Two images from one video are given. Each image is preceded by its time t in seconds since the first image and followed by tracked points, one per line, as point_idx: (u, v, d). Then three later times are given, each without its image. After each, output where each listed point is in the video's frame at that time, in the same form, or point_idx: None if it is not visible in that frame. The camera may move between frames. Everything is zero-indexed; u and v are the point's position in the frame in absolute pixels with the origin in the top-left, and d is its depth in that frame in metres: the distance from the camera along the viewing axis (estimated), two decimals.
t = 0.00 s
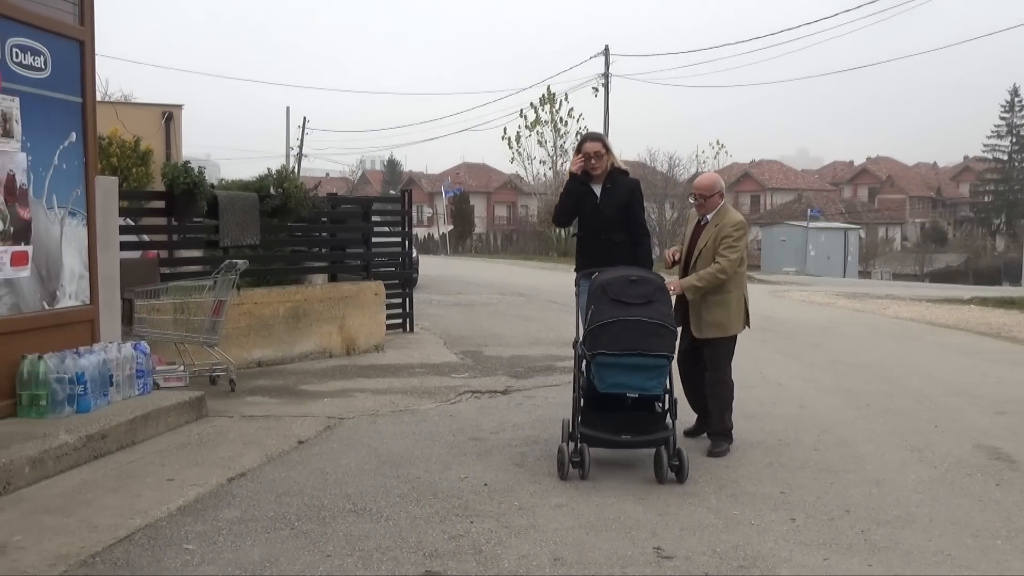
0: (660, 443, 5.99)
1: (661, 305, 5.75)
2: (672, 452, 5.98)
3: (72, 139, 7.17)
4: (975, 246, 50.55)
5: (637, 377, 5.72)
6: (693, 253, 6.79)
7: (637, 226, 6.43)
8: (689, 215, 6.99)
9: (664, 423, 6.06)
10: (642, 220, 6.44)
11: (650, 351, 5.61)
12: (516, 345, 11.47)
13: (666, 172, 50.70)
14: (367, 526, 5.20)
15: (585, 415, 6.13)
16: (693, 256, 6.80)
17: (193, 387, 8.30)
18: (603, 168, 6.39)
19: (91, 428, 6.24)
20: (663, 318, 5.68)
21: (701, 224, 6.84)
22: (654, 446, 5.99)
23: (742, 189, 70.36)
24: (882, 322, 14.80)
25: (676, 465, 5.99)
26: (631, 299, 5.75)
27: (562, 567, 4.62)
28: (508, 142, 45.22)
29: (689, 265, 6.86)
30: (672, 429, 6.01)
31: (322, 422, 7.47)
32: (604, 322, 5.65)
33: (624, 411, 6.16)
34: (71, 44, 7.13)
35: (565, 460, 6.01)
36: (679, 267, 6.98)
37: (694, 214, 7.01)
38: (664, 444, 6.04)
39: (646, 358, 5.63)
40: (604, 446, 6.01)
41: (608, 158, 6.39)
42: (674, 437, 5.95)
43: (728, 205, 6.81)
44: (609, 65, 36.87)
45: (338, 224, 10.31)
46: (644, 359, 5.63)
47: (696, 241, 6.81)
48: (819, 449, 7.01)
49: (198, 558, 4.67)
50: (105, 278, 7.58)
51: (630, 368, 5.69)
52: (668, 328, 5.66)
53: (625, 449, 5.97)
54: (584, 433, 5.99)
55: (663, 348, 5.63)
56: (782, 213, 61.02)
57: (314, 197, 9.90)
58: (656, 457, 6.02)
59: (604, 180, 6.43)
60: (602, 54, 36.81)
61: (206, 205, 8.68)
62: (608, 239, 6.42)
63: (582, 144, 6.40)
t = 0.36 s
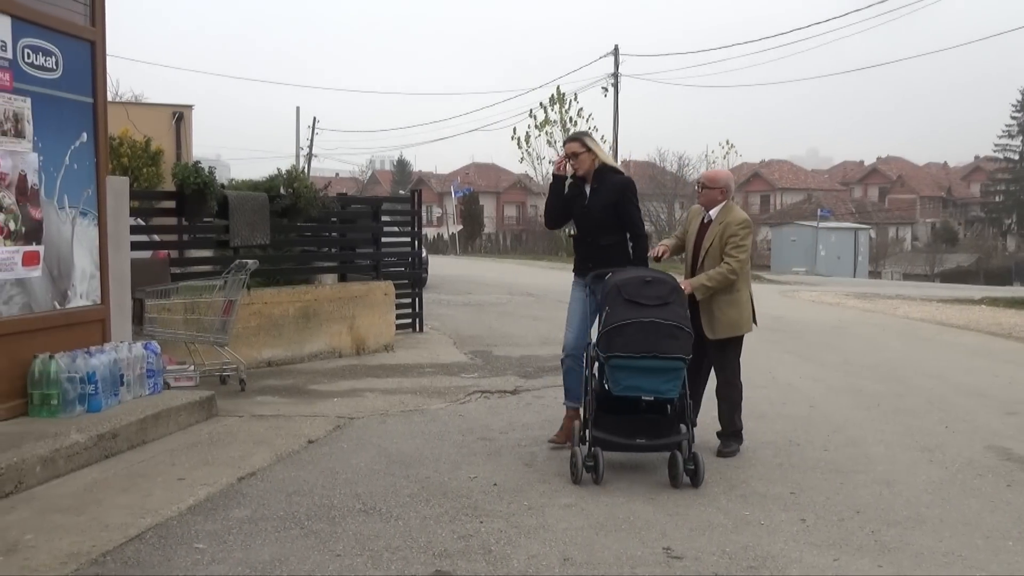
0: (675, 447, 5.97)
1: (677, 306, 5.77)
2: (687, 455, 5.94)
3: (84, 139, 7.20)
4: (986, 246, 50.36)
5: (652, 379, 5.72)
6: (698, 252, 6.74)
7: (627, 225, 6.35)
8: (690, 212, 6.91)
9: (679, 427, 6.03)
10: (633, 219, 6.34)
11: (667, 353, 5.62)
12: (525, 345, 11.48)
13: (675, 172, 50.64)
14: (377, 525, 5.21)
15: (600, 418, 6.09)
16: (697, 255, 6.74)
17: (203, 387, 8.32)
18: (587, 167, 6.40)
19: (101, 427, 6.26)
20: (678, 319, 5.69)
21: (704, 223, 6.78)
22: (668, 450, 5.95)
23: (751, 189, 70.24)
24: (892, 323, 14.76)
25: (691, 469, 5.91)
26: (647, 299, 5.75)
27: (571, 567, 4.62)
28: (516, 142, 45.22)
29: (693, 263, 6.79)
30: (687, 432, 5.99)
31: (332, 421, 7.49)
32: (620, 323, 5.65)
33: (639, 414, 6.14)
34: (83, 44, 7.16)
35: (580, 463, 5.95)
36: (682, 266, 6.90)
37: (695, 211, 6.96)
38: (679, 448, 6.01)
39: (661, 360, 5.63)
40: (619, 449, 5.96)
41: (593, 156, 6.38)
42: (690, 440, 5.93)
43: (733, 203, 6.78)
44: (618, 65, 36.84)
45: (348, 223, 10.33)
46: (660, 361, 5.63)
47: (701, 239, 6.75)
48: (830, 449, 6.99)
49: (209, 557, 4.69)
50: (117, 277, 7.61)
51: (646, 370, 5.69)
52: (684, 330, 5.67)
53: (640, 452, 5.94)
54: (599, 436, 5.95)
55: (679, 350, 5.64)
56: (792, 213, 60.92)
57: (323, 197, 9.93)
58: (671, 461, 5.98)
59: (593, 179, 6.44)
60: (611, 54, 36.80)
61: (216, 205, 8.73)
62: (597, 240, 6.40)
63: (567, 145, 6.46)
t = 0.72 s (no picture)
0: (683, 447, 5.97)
1: (685, 306, 5.76)
2: (695, 455, 5.94)
3: (94, 140, 7.22)
4: (996, 246, 50.20)
5: (660, 379, 5.70)
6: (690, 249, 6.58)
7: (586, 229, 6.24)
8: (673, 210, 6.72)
9: (688, 427, 6.03)
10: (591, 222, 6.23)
11: (674, 353, 5.60)
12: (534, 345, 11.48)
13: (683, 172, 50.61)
14: (386, 525, 5.21)
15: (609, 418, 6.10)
16: (689, 252, 6.58)
17: (212, 386, 8.34)
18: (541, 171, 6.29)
19: (111, 426, 6.29)
20: (687, 320, 5.68)
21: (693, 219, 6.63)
22: (676, 450, 5.95)
23: (760, 188, 70.13)
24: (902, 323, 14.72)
25: (699, 468, 5.91)
26: (654, 299, 5.75)
27: (580, 567, 4.61)
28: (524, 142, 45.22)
29: (684, 262, 6.61)
30: (695, 432, 5.99)
31: (341, 421, 7.50)
32: (628, 323, 5.65)
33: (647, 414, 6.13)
34: (93, 46, 7.19)
35: (588, 463, 5.97)
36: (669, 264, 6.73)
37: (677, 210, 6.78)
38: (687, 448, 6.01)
39: (669, 360, 5.61)
40: (628, 449, 5.98)
41: (546, 160, 6.29)
42: (698, 440, 5.93)
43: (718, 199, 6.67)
44: (627, 65, 36.80)
45: (357, 224, 10.35)
46: (668, 360, 5.61)
47: (691, 237, 6.60)
48: (839, 450, 6.98)
49: (218, 556, 4.69)
50: (126, 277, 7.64)
51: (653, 369, 5.67)
52: (692, 331, 5.66)
53: (648, 452, 5.95)
54: (607, 436, 5.96)
55: (687, 350, 5.63)
56: (801, 213, 60.81)
57: (333, 197, 9.95)
58: (678, 460, 5.99)
59: (548, 184, 6.33)
60: (620, 54, 36.81)
61: (226, 205, 8.75)
62: (555, 247, 6.26)
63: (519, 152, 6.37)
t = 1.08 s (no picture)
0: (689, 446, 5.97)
1: (689, 305, 5.73)
2: (700, 453, 5.94)
3: (102, 140, 7.24)
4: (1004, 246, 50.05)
5: (664, 378, 5.70)
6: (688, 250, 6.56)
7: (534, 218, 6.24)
8: (667, 209, 6.69)
9: (693, 425, 6.03)
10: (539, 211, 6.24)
11: (678, 352, 5.59)
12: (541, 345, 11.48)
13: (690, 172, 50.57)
14: (393, 525, 5.22)
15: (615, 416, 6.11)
16: (688, 253, 6.56)
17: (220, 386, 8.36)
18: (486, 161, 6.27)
19: (119, 426, 6.30)
20: (691, 319, 5.66)
21: (689, 219, 6.61)
22: (682, 448, 5.93)
23: (767, 188, 70.02)
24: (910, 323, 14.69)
25: (703, 467, 5.93)
26: (658, 299, 5.74)
27: (587, 567, 4.61)
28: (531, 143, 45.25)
29: (681, 263, 6.58)
30: (701, 430, 5.99)
31: (348, 420, 7.51)
32: (630, 322, 5.66)
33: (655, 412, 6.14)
34: (102, 46, 7.21)
35: (594, 462, 5.99)
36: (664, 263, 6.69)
37: (671, 210, 6.74)
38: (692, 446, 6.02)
39: (672, 359, 5.61)
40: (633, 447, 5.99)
41: (491, 150, 6.29)
42: (703, 438, 5.93)
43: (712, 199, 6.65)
44: (634, 64, 36.78)
45: (364, 223, 10.36)
46: (671, 360, 5.61)
47: (689, 238, 6.57)
48: (846, 450, 6.96)
49: (226, 555, 4.70)
50: (135, 276, 7.67)
51: (657, 368, 5.67)
52: (695, 330, 5.64)
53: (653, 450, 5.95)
54: (613, 434, 5.97)
55: (690, 348, 5.61)
56: (809, 213, 60.71)
57: (339, 197, 9.98)
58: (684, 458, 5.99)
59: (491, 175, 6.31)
60: (627, 54, 36.81)
61: (233, 205, 8.78)
62: (504, 238, 6.24)
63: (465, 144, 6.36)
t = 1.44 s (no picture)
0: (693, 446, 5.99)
1: (694, 304, 5.72)
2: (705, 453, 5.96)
3: (109, 140, 7.26)
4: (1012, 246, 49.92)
5: (669, 378, 5.71)
6: (693, 253, 6.53)
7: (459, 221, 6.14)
8: (670, 211, 6.64)
9: (698, 425, 6.04)
10: (463, 215, 6.14)
11: (682, 351, 5.59)
12: (547, 345, 11.48)
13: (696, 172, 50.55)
14: (399, 525, 5.22)
15: (621, 416, 6.11)
16: (693, 256, 6.53)
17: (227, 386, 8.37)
18: (412, 160, 6.20)
19: (127, 426, 6.31)
20: (695, 319, 5.65)
21: (693, 223, 6.58)
22: (687, 447, 5.98)
23: (773, 188, 69.92)
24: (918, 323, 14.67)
25: (708, 466, 5.97)
26: (663, 298, 5.73)
27: (594, 567, 4.61)
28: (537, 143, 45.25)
29: (685, 266, 6.55)
30: (706, 430, 6.00)
31: (355, 420, 7.52)
32: (634, 321, 5.65)
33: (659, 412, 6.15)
34: (110, 47, 7.23)
35: (599, 461, 6.01)
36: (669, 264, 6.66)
37: (674, 211, 6.67)
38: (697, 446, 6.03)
39: (676, 359, 5.61)
40: (639, 446, 6.00)
41: (420, 149, 6.20)
42: (708, 438, 5.94)
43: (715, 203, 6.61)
44: (641, 64, 36.75)
45: (372, 224, 10.26)
46: (676, 359, 5.60)
47: (693, 241, 6.54)
48: (853, 450, 6.95)
49: (233, 555, 4.70)
50: (141, 277, 7.66)
51: (662, 367, 5.67)
52: (699, 329, 5.62)
53: (658, 449, 5.97)
54: (619, 434, 5.99)
55: (695, 348, 5.60)
56: (815, 213, 60.62)
57: (345, 197, 9.97)
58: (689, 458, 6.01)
59: (419, 174, 6.23)
60: (634, 54, 36.78)
61: (240, 205, 8.83)
62: (427, 240, 6.17)
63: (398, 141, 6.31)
